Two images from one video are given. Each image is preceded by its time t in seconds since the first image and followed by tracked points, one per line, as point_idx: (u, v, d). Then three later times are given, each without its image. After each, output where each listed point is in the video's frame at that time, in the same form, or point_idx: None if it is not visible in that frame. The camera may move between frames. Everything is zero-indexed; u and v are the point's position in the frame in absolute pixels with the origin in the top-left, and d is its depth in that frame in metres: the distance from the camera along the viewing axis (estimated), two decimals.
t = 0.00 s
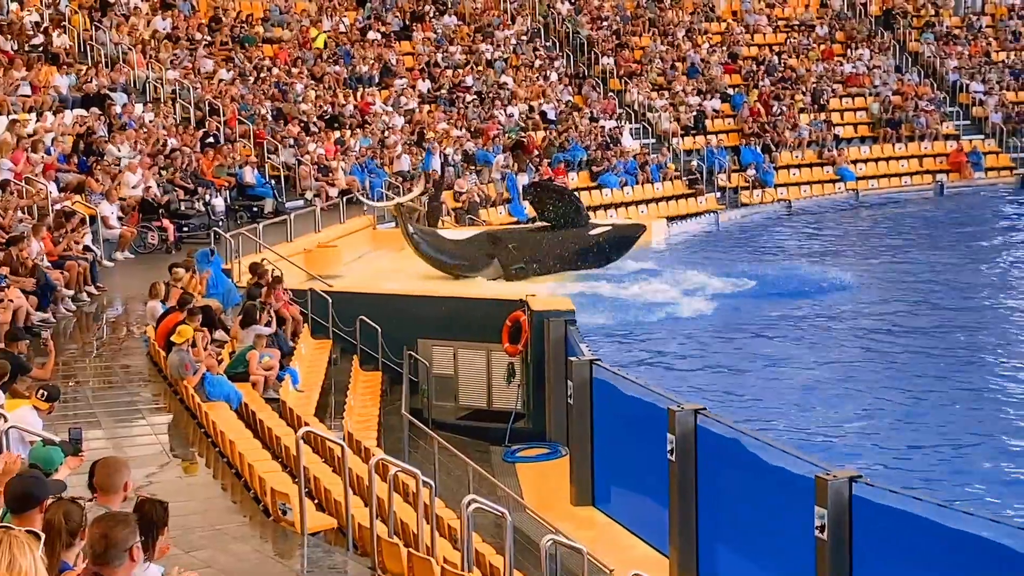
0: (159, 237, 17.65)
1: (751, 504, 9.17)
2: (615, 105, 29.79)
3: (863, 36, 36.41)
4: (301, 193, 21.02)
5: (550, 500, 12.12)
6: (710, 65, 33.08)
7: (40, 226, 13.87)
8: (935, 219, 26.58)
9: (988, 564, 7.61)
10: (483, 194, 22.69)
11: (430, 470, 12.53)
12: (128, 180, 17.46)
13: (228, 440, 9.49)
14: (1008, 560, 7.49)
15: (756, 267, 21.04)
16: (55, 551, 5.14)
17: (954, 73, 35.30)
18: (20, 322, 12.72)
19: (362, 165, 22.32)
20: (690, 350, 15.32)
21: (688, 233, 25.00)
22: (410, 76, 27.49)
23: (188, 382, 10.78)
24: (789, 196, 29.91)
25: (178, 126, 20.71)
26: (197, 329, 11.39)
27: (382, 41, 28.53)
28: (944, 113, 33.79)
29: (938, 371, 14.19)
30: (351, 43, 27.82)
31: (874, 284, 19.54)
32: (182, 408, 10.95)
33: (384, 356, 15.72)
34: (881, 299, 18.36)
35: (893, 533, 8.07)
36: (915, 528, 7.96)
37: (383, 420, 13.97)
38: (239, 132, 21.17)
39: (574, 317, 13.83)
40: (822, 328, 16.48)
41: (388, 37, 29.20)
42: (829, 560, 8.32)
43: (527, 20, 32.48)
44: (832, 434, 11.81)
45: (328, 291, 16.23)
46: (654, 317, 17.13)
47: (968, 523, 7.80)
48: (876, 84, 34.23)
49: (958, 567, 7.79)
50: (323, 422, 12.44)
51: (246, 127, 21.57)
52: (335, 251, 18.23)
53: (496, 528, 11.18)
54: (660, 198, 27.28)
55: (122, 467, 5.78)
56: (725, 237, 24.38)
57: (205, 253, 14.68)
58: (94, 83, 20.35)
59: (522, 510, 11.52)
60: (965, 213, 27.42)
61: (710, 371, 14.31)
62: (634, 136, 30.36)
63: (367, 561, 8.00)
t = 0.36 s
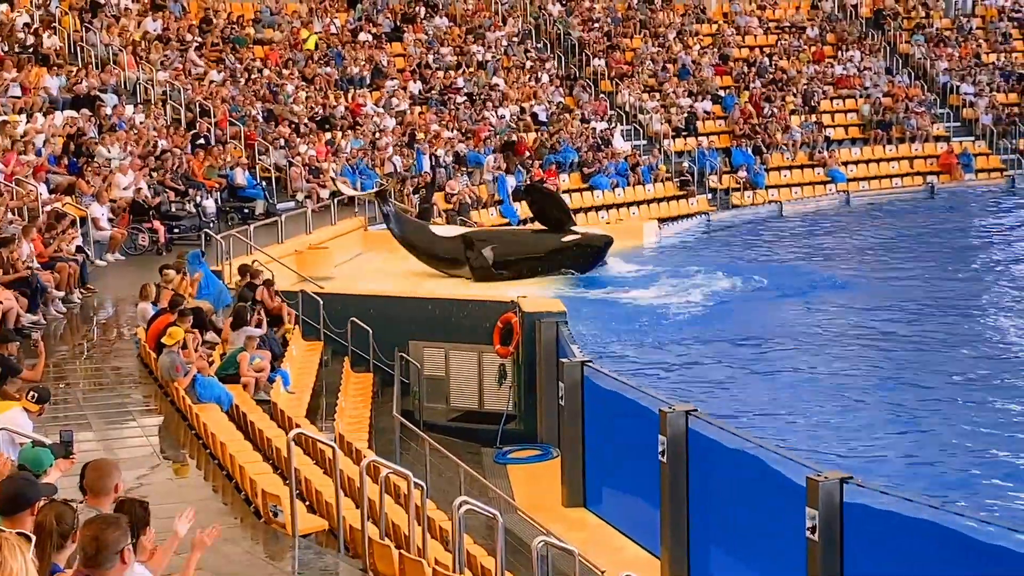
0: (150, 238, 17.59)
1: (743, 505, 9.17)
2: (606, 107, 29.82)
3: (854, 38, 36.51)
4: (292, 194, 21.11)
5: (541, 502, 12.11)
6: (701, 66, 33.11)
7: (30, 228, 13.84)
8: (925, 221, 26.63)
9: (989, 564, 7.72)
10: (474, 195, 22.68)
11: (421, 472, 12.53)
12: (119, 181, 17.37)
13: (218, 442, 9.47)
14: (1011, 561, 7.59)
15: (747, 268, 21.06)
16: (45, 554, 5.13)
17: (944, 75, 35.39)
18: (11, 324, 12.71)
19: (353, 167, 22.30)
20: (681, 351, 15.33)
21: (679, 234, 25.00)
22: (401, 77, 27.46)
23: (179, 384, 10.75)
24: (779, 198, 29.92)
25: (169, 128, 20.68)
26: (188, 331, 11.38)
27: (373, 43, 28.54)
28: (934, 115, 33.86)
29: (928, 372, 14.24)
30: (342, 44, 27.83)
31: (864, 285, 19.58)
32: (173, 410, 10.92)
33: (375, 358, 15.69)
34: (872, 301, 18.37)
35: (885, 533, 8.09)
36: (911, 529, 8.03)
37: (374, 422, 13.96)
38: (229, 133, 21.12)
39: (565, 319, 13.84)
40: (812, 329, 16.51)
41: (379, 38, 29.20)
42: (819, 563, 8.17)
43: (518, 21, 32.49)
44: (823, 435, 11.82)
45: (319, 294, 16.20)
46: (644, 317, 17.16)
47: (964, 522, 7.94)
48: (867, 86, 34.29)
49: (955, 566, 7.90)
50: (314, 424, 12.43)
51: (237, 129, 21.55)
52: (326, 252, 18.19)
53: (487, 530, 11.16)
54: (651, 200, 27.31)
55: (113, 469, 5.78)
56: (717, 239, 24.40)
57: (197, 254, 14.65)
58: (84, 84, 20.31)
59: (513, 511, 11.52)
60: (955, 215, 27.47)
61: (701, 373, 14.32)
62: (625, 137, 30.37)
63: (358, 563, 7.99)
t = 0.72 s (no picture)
0: (141, 241, 17.61)
1: (737, 506, 9.17)
2: (597, 108, 29.86)
3: (845, 40, 36.58)
4: (282, 197, 20.90)
5: (533, 504, 12.11)
6: (692, 68, 33.14)
7: (19, 230, 13.81)
8: (916, 223, 26.68)
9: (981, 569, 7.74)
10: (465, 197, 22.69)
11: (413, 473, 12.53)
12: (110, 183, 17.39)
13: (209, 444, 9.45)
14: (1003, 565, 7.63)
15: (739, 270, 21.08)
16: (37, 557, 5.09)
17: (935, 77, 35.46)
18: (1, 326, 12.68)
19: (344, 169, 22.31)
20: (673, 353, 15.33)
21: (671, 236, 25.01)
22: (392, 79, 27.46)
23: (170, 386, 10.73)
24: (771, 200, 29.93)
25: (160, 129, 20.66)
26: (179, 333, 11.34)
27: (364, 45, 28.54)
28: (925, 117, 33.93)
29: (919, 374, 14.27)
30: (333, 46, 27.83)
31: (855, 287, 19.62)
32: (164, 412, 10.90)
33: (367, 360, 15.69)
34: (864, 303, 18.39)
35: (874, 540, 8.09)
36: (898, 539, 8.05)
37: (365, 424, 13.96)
38: (221, 135, 21.09)
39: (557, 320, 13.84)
40: (803, 331, 16.53)
41: (370, 40, 29.20)
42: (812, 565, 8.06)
43: (510, 23, 32.49)
44: (816, 437, 11.83)
45: (311, 296, 16.20)
46: (636, 319, 17.17)
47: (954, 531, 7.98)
48: (858, 88, 34.35)
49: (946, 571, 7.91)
50: (306, 425, 12.41)
51: (228, 131, 21.52)
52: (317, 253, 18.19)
53: (479, 531, 11.16)
54: (642, 201, 27.31)
55: (105, 471, 5.77)
56: (708, 241, 24.42)
57: (188, 256, 14.62)
58: (75, 86, 20.27)
59: (505, 513, 11.53)
60: (946, 217, 27.52)
61: (693, 374, 14.33)
62: (616, 139, 30.40)
63: (350, 565, 7.98)
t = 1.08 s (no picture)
0: (133, 243, 17.55)
1: (727, 507, 9.17)
2: (589, 111, 29.88)
3: (836, 43, 36.67)
4: (274, 199, 20.95)
5: (525, 506, 12.11)
6: (684, 71, 33.17)
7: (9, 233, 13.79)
8: (907, 225, 26.71)
9: (974, 571, 7.74)
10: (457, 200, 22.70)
11: (405, 476, 12.53)
12: (101, 187, 17.40)
13: (201, 447, 9.44)
14: (997, 568, 7.63)
15: (731, 273, 21.08)
16: (29, 562, 5.09)
17: (926, 79, 35.54)
18: None
19: (336, 172, 22.30)
20: (665, 356, 15.33)
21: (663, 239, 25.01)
22: (384, 82, 27.46)
23: (161, 389, 10.71)
24: (762, 202, 29.95)
25: (151, 132, 20.63)
26: (171, 336, 11.30)
27: (356, 47, 28.56)
28: (916, 120, 33.98)
29: (910, 376, 14.29)
30: (325, 49, 27.82)
31: (847, 289, 19.64)
32: (156, 416, 10.88)
33: (358, 363, 15.68)
34: (856, 305, 18.42)
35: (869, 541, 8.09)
36: (891, 539, 8.05)
37: (358, 427, 13.95)
38: (212, 138, 21.06)
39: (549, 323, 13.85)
40: (795, 333, 16.55)
41: (362, 43, 29.20)
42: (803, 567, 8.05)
43: (502, 25, 32.53)
44: (809, 440, 11.84)
45: (302, 299, 16.20)
46: (628, 322, 17.18)
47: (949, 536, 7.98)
48: (849, 90, 34.41)
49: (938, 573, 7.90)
50: (297, 429, 12.40)
51: (219, 133, 21.49)
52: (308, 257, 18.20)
53: (471, 534, 11.17)
54: (634, 204, 27.29)
55: (96, 475, 5.76)
56: (700, 243, 24.42)
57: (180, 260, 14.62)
58: (66, 89, 20.24)
59: (497, 516, 11.53)
60: (936, 219, 27.56)
61: (685, 377, 14.33)
62: (608, 142, 30.39)
63: (342, 569, 7.98)
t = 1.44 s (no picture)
0: (125, 247, 17.46)
1: (720, 510, 9.14)
2: (582, 114, 29.92)
3: (828, 46, 36.78)
4: (268, 202, 20.99)
5: (519, 509, 12.10)
6: (677, 74, 33.22)
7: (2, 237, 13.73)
8: (899, 228, 26.77)
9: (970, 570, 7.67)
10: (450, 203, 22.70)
11: (398, 479, 12.53)
12: (94, 191, 17.40)
13: (194, 451, 9.43)
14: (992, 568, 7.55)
15: (724, 276, 21.07)
16: (22, 567, 5.05)
17: (918, 82, 35.61)
18: None
19: (329, 175, 22.31)
20: (658, 359, 15.31)
21: (656, 242, 25.00)
22: (377, 85, 27.47)
23: (154, 393, 10.70)
24: (755, 205, 29.99)
25: (144, 135, 20.64)
26: (162, 338, 11.39)
27: (349, 50, 28.57)
28: (909, 122, 34.04)
29: (903, 378, 14.32)
30: (318, 52, 27.83)
31: (840, 292, 19.67)
32: (148, 419, 10.86)
33: (351, 366, 15.68)
34: (848, 308, 18.45)
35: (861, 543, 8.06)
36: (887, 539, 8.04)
37: (351, 430, 13.95)
38: (205, 141, 21.04)
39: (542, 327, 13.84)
40: (788, 336, 16.57)
41: (355, 46, 29.22)
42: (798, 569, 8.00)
43: (494, 29, 32.58)
44: (803, 443, 11.82)
45: (295, 302, 16.19)
46: (621, 325, 17.20)
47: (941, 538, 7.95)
48: (841, 93, 34.48)
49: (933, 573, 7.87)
50: (290, 432, 12.39)
51: (212, 136, 21.49)
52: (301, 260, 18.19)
53: (465, 538, 11.18)
54: (626, 207, 27.32)
55: (90, 479, 5.75)
56: (692, 246, 24.44)
57: (173, 264, 14.63)
58: (58, 93, 20.22)
59: (491, 519, 11.54)
60: (929, 222, 27.60)
61: (679, 380, 14.31)
62: (601, 145, 30.40)
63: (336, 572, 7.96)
